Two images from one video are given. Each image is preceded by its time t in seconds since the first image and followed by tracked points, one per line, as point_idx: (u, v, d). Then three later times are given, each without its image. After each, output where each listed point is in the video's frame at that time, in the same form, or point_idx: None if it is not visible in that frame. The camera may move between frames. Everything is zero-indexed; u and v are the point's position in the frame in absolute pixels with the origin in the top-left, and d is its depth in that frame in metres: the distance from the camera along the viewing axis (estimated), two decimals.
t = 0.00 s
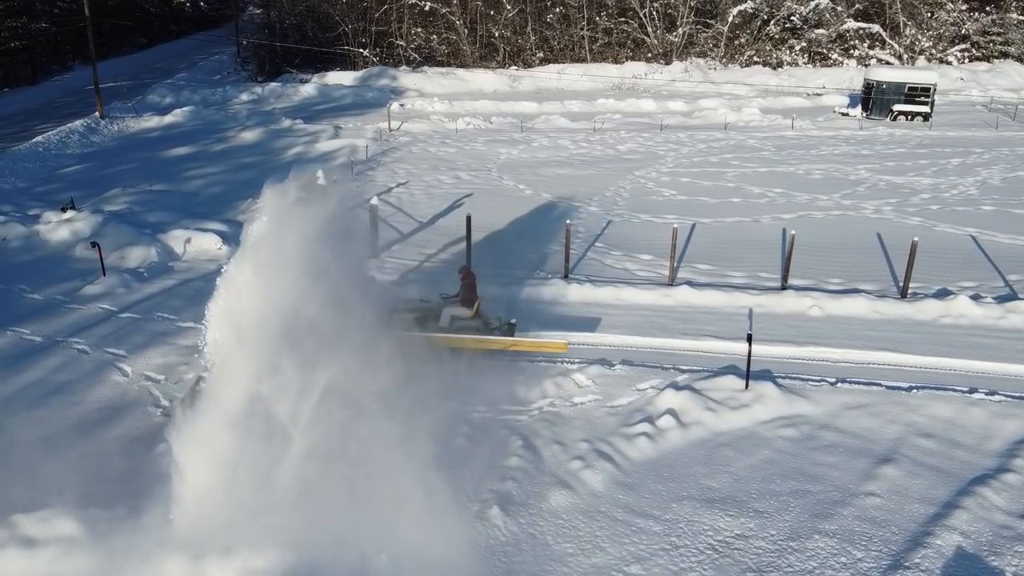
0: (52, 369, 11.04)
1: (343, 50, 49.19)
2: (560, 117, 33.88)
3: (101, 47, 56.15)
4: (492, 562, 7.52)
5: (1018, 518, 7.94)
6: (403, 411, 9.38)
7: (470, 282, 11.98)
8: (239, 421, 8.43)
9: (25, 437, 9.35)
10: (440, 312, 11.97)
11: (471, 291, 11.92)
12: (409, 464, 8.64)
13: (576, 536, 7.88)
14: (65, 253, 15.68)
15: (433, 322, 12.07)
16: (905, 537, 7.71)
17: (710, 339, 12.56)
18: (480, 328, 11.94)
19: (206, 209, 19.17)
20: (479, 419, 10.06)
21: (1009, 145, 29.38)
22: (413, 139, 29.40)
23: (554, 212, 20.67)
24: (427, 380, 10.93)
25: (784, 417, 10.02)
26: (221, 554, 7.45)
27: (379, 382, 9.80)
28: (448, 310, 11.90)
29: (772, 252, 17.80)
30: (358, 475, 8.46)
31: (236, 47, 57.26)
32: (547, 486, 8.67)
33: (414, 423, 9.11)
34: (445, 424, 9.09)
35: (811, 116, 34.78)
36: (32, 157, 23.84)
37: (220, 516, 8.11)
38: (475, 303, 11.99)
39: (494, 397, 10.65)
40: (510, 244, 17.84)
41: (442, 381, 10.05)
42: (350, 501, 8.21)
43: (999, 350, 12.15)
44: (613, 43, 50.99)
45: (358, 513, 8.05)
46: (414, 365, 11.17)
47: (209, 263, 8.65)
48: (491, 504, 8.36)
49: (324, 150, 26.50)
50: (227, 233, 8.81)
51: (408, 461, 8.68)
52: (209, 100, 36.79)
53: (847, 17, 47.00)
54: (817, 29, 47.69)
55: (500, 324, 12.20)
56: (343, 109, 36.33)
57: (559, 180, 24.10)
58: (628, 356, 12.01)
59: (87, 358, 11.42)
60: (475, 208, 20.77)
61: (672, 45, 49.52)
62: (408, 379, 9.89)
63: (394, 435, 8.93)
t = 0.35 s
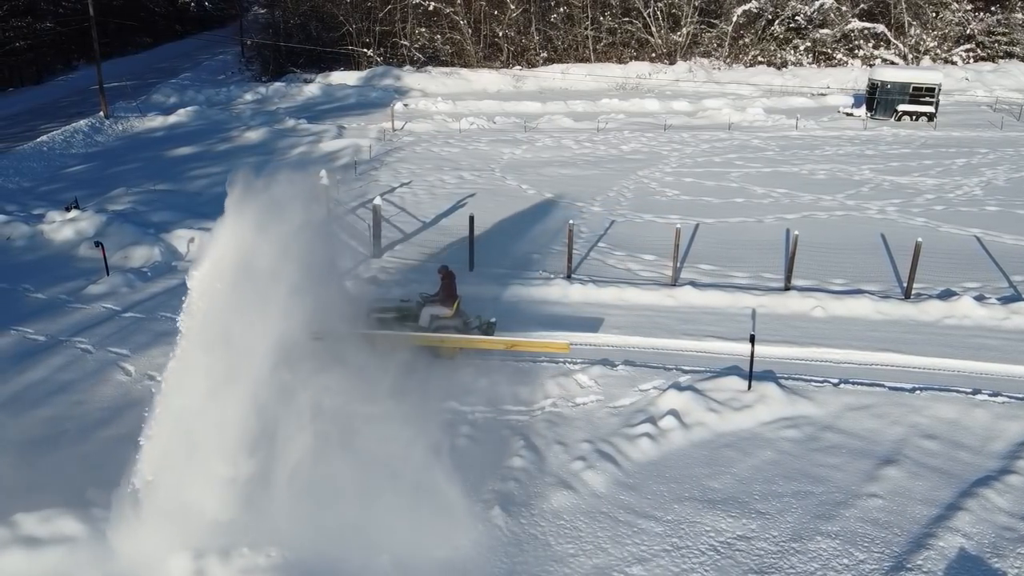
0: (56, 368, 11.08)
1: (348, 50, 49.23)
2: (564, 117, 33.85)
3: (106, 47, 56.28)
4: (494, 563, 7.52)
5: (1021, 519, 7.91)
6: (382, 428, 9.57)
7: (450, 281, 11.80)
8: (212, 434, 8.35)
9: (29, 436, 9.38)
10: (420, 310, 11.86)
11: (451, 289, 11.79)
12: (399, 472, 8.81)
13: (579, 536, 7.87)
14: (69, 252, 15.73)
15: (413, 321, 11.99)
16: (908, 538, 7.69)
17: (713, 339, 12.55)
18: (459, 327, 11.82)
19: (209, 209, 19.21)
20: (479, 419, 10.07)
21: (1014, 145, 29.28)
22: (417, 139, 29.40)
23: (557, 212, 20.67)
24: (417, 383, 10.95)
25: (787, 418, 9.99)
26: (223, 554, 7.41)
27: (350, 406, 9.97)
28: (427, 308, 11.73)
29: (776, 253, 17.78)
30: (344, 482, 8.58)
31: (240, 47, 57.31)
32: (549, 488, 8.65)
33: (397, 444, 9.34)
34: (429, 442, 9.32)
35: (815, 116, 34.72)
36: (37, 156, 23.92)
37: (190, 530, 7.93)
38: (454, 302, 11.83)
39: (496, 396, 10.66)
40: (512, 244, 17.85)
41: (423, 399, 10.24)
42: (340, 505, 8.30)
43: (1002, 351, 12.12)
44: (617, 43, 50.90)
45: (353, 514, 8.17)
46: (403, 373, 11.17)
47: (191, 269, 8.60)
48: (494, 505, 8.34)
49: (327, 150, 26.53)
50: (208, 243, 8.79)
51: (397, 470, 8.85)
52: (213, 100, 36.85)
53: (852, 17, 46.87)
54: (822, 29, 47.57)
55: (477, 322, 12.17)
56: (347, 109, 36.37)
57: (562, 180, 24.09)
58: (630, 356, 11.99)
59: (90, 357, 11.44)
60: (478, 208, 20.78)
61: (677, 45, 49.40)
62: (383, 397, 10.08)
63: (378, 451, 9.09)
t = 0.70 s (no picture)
0: (60, 367, 11.12)
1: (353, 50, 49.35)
2: (569, 117, 33.82)
3: (112, 46, 56.52)
4: (496, 561, 7.54)
5: None
6: (374, 431, 9.68)
7: (429, 280, 11.69)
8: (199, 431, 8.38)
9: (31, 435, 9.42)
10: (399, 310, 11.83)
11: (430, 289, 11.70)
12: (395, 474, 8.91)
13: (580, 537, 7.87)
14: (74, 251, 15.78)
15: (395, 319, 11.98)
16: (911, 540, 7.66)
17: (717, 340, 12.53)
18: (439, 327, 11.71)
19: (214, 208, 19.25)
20: (482, 419, 10.07)
21: (1020, 146, 29.15)
22: (421, 139, 29.41)
23: (560, 212, 20.67)
24: (421, 382, 10.96)
25: (790, 419, 9.97)
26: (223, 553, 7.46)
27: (340, 409, 10.05)
28: (406, 308, 11.75)
29: (780, 253, 17.75)
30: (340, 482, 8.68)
31: (246, 47, 57.51)
32: (552, 488, 8.64)
33: (388, 444, 9.43)
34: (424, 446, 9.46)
35: (820, 116, 34.63)
36: (43, 156, 24.02)
37: (177, 526, 7.91)
38: (432, 301, 11.72)
39: (499, 397, 10.65)
40: (516, 245, 17.84)
41: (418, 404, 10.37)
42: (338, 500, 8.39)
43: (1008, 352, 12.06)
44: (621, 43, 50.84)
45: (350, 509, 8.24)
46: (404, 374, 11.22)
47: (180, 267, 8.73)
48: (495, 505, 8.33)
49: (332, 150, 26.56)
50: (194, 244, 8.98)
51: (392, 472, 8.96)
52: (218, 100, 36.94)
53: (857, 16, 46.70)
54: (827, 29, 47.47)
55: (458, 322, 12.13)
56: (351, 108, 36.39)
57: (566, 180, 24.08)
58: (633, 357, 11.98)
59: (94, 356, 11.47)
60: (482, 208, 20.78)
61: (681, 45, 49.27)
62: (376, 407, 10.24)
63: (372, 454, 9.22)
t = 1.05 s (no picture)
0: (70, 365, 11.20)
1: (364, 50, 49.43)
2: (579, 117, 33.77)
3: (124, 46, 56.90)
4: (502, 562, 7.53)
5: None
6: (370, 429, 9.73)
7: (415, 280, 11.86)
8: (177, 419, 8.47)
9: (41, 433, 9.47)
10: (385, 309, 11.98)
11: (415, 288, 11.86)
12: (391, 470, 8.94)
13: (587, 538, 7.84)
14: (85, 249, 15.90)
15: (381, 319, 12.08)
16: (920, 544, 7.61)
17: (727, 341, 12.48)
18: (425, 326, 11.85)
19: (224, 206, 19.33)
20: (489, 419, 10.07)
21: None
22: (431, 138, 29.44)
23: (569, 212, 20.65)
24: (426, 384, 10.97)
25: (799, 420, 9.92)
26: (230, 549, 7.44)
27: (336, 408, 10.10)
28: (391, 307, 11.87)
29: (790, 254, 17.67)
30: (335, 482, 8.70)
31: (257, 47, 57.78)
32: (559, 489, 8.62)
33: (387, 444, 9.46)
34: (431, 445, 9.48)
35: (831, 117, 34.45)
36: (55, 154, 24.21)
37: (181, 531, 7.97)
38: (418, 300, 11.87)
39: (506, 397, 10.64)
40: (525, 244, 17.83)
41: (417, 404, 10.41)
42: (338, 498, 8.41)
43: (1020, 356, 11.95)
44: (632, 42, 50.62)
45: (345, 508, 8.27)
46: (410, 375, 11.22)
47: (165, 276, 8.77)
48: (504, 506, 8.32)
49: (342, 149, 26.62)
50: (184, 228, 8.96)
51: (388, 468, 8.98)
52: (230, 99, 37.11)
53: (869, 16, 46.43)
54: (839, 29, 47.20)
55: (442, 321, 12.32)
56: (362, 108, 36.49)
57: (576, 180, 24.06)
58: (643, 357, 11.94)
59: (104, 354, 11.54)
60: (491, 207, 20.79)
61: (692, 45, 49.16)
62: (370, 409, 10.29)
63: (375, 455, 9.26)
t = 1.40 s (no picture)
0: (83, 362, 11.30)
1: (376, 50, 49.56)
2: (591, 117, 33.72)
3: (139, 45, 57.41)
4: (510, 562, 7.54)
5: None
6: (368, 432, 9.79)
7: (401, 279, 12.00)
8: (165, 418, 8.51)
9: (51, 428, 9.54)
10: (372, 307, 12.04)
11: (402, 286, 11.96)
12: (390, 472, 8.97)
13: (595, 539, 7.83)
14: (99, 246, 16.04)
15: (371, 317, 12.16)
16: (930, 548, 7.55)
17: (738, 342, 12.43)
18: (413, 324, 11.90)
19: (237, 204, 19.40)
20: (498, 419, 10.08)
21: None
22: (443, 138, 29.50)
23: (580, 212, 20.65)
24: (434, 382, 11.03)
25: (810, 422, 9.88)
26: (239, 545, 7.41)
27: (333, 413, 10.16)
28: (379, 306, 11.95)
29: (802, 255, 17.58)
30: (329, 481, 8.78)
31: (271, 47, 58.12)
32: (568, 488, 8.62)
33: (386, 445, 9.50)
34: (439, 443, 9.52)
35: (846, 117, 34.24)
36: (70, 152, 24.42)
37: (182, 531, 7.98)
38: (404, 298, 11.96)
39: (515, 397, 10.64)
40: (536, 244, 17.82)
41: (418, 403, 10.46)
42: (341, 500, 8.45)
43: None
44: (645, 42, 50.41)
45: (341, 505, 8.35)
46: (418, 374, 11.26)
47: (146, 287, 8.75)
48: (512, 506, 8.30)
49: (354, 149, 26.70)
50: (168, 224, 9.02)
51: (387, 470, 9.01)
52: (244, 98, 37.34)
53: (884, 16, 46.11)
54: (854, 29, 46.90)
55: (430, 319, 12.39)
56: (374, 108, 36.58)
57: (587, 180, 24.03)
58: (653, 358, 11.90)
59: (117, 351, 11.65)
60: (502, 207, 20.81)
61: (705, 45, 48.92)
62: (370, 409, 10.33)
63: (377, 454, 9.31)
